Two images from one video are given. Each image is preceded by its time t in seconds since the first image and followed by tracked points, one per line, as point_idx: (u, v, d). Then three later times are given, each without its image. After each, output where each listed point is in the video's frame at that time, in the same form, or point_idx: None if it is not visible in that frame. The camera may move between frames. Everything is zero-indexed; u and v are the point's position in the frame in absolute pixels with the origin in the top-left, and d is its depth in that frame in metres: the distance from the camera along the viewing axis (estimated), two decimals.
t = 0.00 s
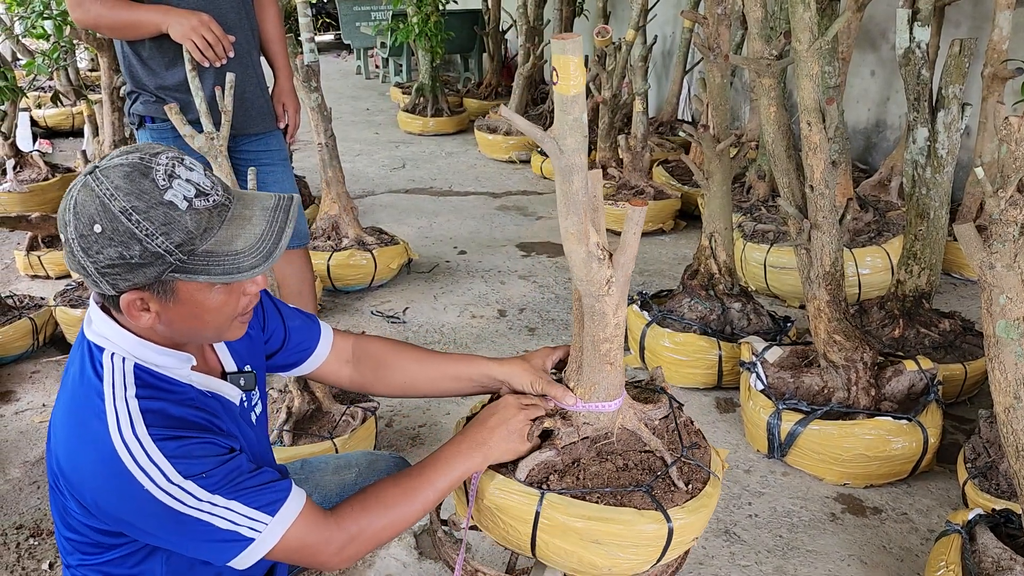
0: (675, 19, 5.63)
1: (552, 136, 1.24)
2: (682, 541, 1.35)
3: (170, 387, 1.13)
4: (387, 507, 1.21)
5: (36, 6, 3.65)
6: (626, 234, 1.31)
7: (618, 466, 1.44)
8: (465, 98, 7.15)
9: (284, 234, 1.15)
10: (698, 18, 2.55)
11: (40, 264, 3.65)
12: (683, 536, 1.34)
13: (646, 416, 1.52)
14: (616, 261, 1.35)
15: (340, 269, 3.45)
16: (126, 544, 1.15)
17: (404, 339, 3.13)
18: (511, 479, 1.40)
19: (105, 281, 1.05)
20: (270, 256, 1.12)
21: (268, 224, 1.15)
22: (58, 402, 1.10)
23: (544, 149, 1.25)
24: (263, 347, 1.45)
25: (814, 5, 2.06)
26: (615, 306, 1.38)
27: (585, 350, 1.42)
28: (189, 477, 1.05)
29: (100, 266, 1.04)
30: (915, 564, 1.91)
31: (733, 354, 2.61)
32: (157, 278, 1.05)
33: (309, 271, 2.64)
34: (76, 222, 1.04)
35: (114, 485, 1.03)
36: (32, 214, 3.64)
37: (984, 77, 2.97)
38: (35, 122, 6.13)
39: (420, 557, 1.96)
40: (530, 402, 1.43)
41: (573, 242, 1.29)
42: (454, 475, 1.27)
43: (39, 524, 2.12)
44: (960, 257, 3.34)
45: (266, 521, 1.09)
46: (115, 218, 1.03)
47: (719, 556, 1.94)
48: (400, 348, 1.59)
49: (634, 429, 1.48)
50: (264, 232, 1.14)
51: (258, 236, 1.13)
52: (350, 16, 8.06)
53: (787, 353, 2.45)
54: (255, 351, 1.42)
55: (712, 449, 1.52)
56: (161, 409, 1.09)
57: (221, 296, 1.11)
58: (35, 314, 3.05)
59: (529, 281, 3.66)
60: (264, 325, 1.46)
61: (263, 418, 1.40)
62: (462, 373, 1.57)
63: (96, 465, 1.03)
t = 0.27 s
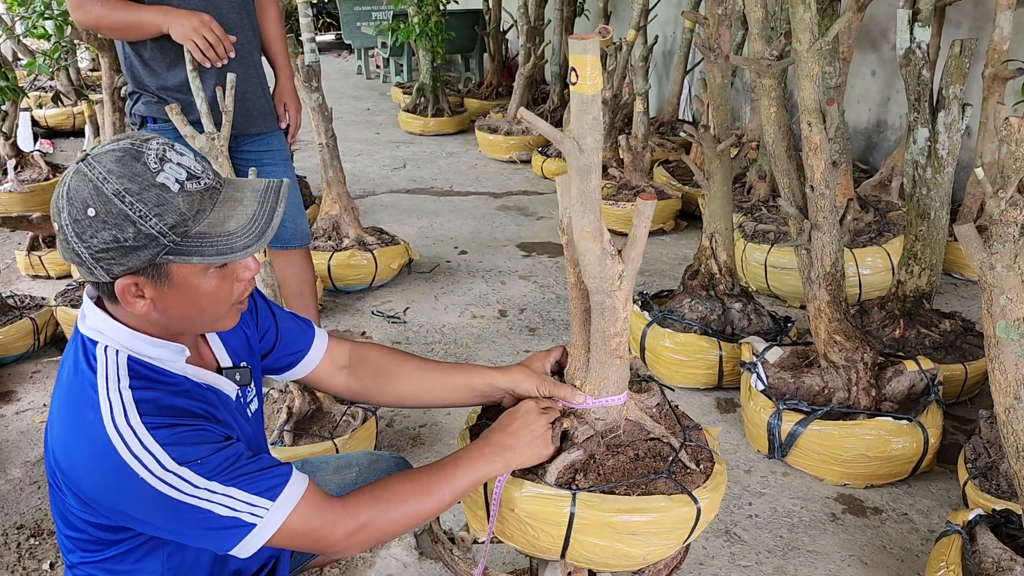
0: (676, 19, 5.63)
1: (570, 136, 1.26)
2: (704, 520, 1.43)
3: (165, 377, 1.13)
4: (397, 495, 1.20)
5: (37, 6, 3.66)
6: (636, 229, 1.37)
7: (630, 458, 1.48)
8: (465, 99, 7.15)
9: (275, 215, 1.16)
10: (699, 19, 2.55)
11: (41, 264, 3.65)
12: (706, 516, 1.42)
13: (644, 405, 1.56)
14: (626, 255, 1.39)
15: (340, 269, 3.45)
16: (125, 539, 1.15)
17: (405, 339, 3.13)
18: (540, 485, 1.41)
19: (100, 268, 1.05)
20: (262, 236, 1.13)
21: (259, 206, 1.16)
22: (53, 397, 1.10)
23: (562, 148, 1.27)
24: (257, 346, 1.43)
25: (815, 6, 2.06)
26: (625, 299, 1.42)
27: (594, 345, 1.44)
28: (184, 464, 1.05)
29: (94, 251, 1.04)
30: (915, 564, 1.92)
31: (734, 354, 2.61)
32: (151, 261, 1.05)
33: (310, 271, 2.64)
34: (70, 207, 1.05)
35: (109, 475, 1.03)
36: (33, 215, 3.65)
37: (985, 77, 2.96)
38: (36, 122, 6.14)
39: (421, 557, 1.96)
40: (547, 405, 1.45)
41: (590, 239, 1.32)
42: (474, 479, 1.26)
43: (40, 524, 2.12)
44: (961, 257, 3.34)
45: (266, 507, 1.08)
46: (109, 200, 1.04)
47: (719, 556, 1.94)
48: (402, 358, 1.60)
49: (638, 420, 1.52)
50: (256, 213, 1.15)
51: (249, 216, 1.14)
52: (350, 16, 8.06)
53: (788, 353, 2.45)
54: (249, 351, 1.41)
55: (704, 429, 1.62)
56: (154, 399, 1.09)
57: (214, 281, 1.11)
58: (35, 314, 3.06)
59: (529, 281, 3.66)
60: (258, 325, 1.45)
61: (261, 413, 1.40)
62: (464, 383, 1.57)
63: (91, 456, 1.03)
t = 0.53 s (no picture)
0: (677, 19, 5.63)
1: (585, 135, 1.30)
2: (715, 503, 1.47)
3: (161, 372, 1.13)
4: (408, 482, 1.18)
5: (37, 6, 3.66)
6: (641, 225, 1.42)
7: (637, 450, 1.51)
8: (466, 99, 7.15)
9: (268, 205, 1.17)
10: (699, 20, 2.55)
11: (42, 265, 3.66)
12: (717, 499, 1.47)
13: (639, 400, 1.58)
14: (629, 250, 1.44)
15: (341, 269, 3.45)
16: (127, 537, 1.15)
17: (406, 339, 3.13)
18: (563, 484, 1.41)
19: (96, 260, 1.05)
20: (256, 224, 1.14)
21: (252, 195, 1.17)
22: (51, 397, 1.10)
23: (578, 147, 1.30)
24: (252, 347, 1.44)
25: (816, 6, 2.06)
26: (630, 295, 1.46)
27: (600, 340, 1.47)
28: (185, 453, 1.05)
29: (89, 243, 1.04)
30: (915, 564, 1.92)
31: (734, 354, 2.61)
32: (146, 252, 1.05)
33: (311, 271, 2.64)
34: (64, 199, 1.05)
35: (110, 469, 1.03)
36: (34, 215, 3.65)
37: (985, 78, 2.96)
38: (37, 123, 6.14)
39: (421, 558, 1.96)
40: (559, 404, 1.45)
41: (603, 236, 1.35)
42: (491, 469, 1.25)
43: (41, 524, 2.12)
44: (962, 257, 3.34)
45: (273, 493, 1.07)
46: (103, 191, 1.04)
47: (720, 557, 1.94)
48: (404, 362, 1.59)
49: (638, 412, 1.55)
50: (249, 203, 1.15)
51: (243, 207, 1.14)
52: (351, 16, 8.06)
53: (789, 353, 2.45)
54: (245, 351, 1.42)
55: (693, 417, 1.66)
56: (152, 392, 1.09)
57: (208, 272, 1.11)
58: (36, 315, 3.06)
59: (530, 281, 3.66)
60: (252, 327, 1.45)
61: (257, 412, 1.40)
62: (466, 388, 1.56)
63: (91, 451, 1.03)
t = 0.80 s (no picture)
0: (678, 19, 5.63)
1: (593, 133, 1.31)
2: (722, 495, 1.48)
3: (160, 371, 1.13)
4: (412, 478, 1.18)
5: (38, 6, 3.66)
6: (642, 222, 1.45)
7: (641, 448, 1.51)
8: (467, 99, 7.15)
9: (267, 201, 1.17)
10: (700, 20, 2.55)
11: (43, 265, 3.65)
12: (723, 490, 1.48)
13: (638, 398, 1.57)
14: (632, 247, 1.45)
15: (341, 270, 3.45)
16: (128, 538, 1.15)
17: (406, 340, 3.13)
18: (575, 484, 1.40)
19: (93, 254, 1.05)
20: (255, 220, 1.14)
21: (251, 191, 1.17)
22: (49, 396, 1.10)
23: (586, 146, 1.31)
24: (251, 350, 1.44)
25: (817, 7, 2.06)
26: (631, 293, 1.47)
27: (603, 339, 1.47)
28: (186, 451, 1.04)
29: (87, 237, 1.04)
30: (916, 566, 1.91)
31: (735, 355, 2.60)
32: (145, 247, 1.05)
33: (312, 272, 2.65)
34: (63, 193, 1.04)
35: (110, 468, 1.03)
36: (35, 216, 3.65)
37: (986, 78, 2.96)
38: (37, 123, 6.14)
39: (421, 559, 1.95)
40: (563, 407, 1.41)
41: (609, 235, 1.37)
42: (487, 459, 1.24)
43: (42, 525, 2.12)
44: (963, 258, 3.34)
45: (274, 491, 1.07)
46: (103, 185, 1.04)
47: (721, 558, 1.94)
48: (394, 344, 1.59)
49: (638, 409, 1.55)
50: (248, 199, 1.15)
51: (242, 203, 1.15)
52: (352, 17, 8.06)
53: (790, 354, 2.44)
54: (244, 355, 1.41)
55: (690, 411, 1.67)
56: (151, 391, 1.09)
57: (206, 269, 1.12)
58: (37, 315, 3.06)
59: (531, 281, 3.66)
60: (253, 326, 1.45)
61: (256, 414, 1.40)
62: (450, 361, 1.57)
63: (92, 450, 1.03)
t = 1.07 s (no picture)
0: (678, 20, 5.63)
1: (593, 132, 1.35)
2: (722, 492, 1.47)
3: (172, 385, 1.12)
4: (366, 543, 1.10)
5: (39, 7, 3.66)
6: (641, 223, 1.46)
7: (640, 448, 1.51)
8: (467, 99, 7.15)
9: (284, 208, 1.18)
10: (700, 21, 2.55)
11: (43, 265, 3.66)
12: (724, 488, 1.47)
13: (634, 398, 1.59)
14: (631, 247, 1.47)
15: (342, 270, 3.45)
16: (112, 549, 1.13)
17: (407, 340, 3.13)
18: (576, 483, 1.40)
19: (111, 257, 1.05)
20: (271, 227, 1.14)
21: (269, 198, 1.17)
22: (63, 393, 1.10)
23: (588, 145, 1.35)
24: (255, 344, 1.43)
25: (817, 8, 2.06)
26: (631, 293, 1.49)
27: (603, 338, 1.51)
28: (178, 480, 1.02)
29: (106, 240, 1.04)
30: (916, 567, 1.91)
31: (735, 355, 2.60)
32: (163, 251, 1.06)
33: (312, 273, 2.65)
34: (83, 194, 1.04)
35: (105, 477, 1.02)
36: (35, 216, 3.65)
37: (986, 79, 2.96)
38: (38, 123, 6.14)
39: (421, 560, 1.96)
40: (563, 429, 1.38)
41: (609, 235, 1.40)
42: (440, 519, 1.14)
43: (42, 525, 2.12)
44: (963, 258, 3.34)
45: (241, 548, 1.03)
46: (124, 189, 1.04)
47: (721, 559, 1.94)
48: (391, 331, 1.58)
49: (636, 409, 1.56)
50: (266, 206, 1.16)
51: (260, 209, 1.15)
52: (352, 17, 8.07)
53: (790, 354, 2.44)
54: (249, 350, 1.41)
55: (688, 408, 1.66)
56: (159, 405, 1.07)
57: (221, 273, 1.12)
58: (37, 315, 3.06)
59: (531, 282, 3.66)
60: (256, 323, 1.46)
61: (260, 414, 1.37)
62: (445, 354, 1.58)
63: (92, 455, 1.02)
